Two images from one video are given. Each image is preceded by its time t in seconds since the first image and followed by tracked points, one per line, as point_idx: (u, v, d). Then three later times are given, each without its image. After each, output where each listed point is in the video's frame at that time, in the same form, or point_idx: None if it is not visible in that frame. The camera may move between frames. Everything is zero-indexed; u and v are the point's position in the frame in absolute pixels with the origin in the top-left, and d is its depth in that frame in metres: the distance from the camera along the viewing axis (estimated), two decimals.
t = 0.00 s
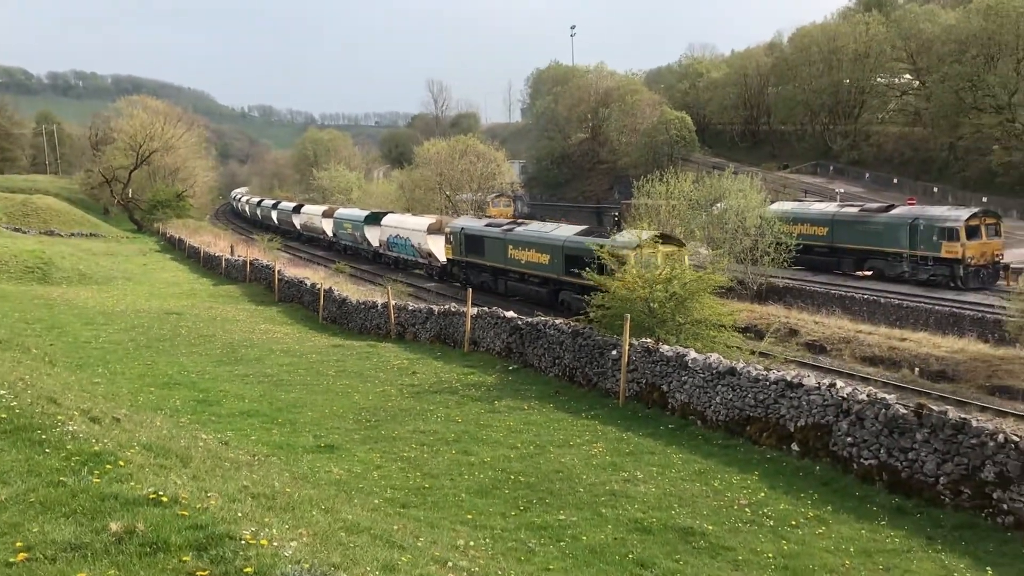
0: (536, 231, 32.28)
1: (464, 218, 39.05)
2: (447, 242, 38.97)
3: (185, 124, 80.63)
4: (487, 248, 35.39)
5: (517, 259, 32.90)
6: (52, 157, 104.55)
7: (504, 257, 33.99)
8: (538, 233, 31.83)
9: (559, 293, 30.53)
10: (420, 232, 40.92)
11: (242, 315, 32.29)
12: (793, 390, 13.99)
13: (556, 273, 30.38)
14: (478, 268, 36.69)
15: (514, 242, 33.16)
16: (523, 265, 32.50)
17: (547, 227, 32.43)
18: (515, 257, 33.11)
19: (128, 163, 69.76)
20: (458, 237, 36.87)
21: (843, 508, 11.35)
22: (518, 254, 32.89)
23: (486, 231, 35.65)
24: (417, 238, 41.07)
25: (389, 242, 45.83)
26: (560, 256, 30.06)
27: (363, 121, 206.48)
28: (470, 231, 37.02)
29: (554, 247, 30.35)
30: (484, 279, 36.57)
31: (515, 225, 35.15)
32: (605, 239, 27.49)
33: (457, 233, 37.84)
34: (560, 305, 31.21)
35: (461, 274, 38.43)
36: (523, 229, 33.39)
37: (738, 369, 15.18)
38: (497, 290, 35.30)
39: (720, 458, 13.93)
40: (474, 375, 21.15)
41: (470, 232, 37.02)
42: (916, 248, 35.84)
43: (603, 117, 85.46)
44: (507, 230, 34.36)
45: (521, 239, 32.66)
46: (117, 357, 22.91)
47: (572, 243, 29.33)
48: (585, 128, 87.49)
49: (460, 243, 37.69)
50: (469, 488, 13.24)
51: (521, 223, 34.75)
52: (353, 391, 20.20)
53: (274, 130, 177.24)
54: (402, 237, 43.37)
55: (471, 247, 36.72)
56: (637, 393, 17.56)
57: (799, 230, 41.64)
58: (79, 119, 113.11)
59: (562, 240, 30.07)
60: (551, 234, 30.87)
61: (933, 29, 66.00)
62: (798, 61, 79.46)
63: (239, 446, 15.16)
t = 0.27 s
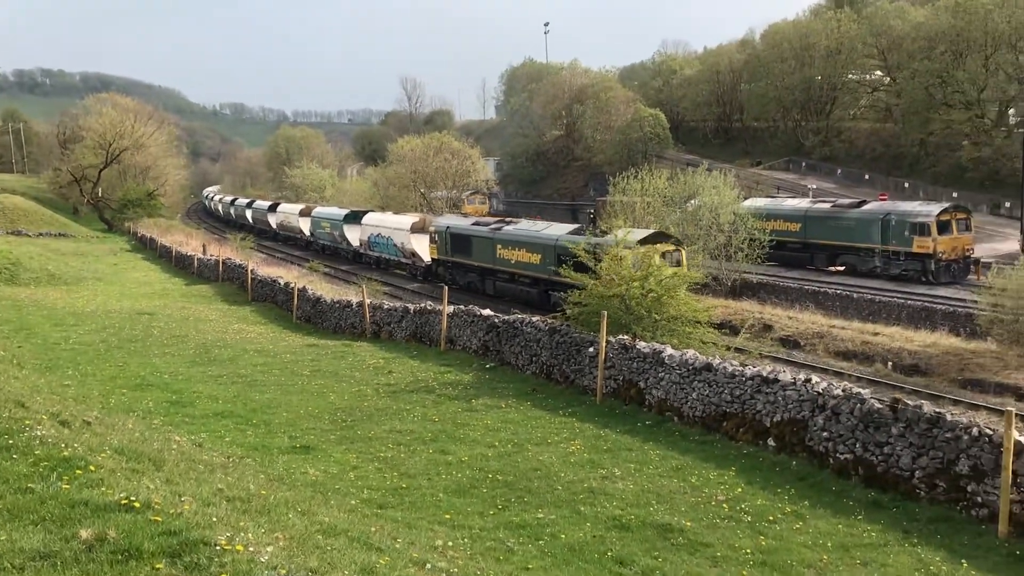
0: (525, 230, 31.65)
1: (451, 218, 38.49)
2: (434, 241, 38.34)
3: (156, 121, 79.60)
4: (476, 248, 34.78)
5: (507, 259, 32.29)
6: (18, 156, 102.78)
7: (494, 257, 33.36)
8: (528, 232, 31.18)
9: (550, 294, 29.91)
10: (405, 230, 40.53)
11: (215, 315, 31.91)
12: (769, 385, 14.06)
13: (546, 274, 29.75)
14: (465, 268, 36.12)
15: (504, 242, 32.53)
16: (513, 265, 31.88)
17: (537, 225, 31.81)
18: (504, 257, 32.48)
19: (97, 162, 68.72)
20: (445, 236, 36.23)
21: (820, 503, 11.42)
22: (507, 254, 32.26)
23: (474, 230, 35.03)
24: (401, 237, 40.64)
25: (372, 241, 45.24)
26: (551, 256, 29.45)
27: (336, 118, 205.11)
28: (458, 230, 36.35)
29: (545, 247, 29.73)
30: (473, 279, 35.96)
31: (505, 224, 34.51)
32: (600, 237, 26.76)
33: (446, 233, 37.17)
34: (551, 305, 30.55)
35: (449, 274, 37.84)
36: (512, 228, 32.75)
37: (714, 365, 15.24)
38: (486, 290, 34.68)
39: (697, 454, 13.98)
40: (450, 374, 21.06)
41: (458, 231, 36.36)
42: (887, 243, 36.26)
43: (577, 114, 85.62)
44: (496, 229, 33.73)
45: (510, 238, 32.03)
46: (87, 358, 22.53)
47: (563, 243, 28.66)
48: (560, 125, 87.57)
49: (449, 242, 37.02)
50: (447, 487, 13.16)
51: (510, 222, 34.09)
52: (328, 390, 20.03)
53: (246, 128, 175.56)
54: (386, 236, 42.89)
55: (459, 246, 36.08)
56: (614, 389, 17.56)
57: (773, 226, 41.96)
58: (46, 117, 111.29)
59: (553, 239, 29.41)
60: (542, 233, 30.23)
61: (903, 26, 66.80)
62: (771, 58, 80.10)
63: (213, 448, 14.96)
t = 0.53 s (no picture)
0: (519, 226, 30.32)
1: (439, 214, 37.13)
2: (423, 237, 36.99)
3: (129, 117, 78.56)
4: (466, 244, 33.39)
5: (499, 256, 30.95)
6: None
7: (485, 254, 32.00)
8: (523, 228, 29.82)
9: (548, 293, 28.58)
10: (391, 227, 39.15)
11: (191, 312, 31.56)
12: (748, 378, 14.10)
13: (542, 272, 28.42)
14: (455, 265, 34.91)
15: (496, 238, 31.17)
16: (506, 262, 30.55)
17: (530, 221, 30.46)
18: (496, 254, 31.12)
19: (71, 158, 67.74)
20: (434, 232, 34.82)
21: (800, 495, 11.48)
22: (500, 251, 30.90)
23: (464, 226, 33.69)
24: (388, 234, 39.32)
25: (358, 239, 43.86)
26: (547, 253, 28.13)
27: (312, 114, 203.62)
28: (448, 226, 34.96)
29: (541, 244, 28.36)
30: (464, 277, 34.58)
31: (497, 220, 33.12)
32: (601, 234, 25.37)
33: (435, 229, 35.78)
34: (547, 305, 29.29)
35: (437, 273, 36.54)
36: (504, 223, 31.40)
37: (694, 358, 15.27)
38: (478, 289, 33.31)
39: (678, 447, 14.00)
40: (430, 370, 20.96)
41: (448, 227, 34.99)
42: (864, 235, 36.56)
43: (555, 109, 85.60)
44: (488, 225, 32.37)
45: (503, 235, 30.68)
46: (62, 358, 22.18)
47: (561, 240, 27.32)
48: (538, 120, 87.48)
49: (438, 238, 35.59)
50: (427, 484, 13.08)
51: (502, 218, 32.69)
52: (307, 388, 19.86)
53: (221, 123, 173.84)
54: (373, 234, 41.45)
55: (449, 243, 34.73)
56: (594, 384, 17.55)
57: (750, 219, 42.13)
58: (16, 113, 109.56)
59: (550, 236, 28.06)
60: (537, 229, 28.88)
61: (877, 19, 67.34)
62: (747, 51, 80.48)
63: (191, 448, 14.77)
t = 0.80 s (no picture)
0: (519, 221, 29.14)
1: (435, 210, 36.17)
2: (419, 233, 35.83)
3: (109, 112, 77.70)
4: (465, 241, 32.21)
5: (500, 253, 29.79)
6: None
7: (485, 251, 30.84)
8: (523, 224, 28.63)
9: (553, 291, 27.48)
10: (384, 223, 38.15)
11: (173, 309, 31.22)
12: (733, 371, 14.05)
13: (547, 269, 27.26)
14: (452, 262, 33.78)
15: (496, 234, 30.00)
16: (507, 260, 29.41)
17: (530, 216, 29.29)
18: (496, 250, 29.95)
19: (50, 154, 66.94)
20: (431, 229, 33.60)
21: (785, 488, 11.45)
22: (501, 248, 29.73)
23: (461, 222, 32.59)
24: (380, 230, 38.32)
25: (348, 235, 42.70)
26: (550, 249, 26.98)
27: (296, 109, 202.44)
28: (445, 222, 33.71)
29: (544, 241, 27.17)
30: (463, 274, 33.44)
31: (495, 215, 31.93)
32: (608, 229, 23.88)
33: (431, 225, 34.61)
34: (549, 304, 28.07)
35: (433, 270, 35.45)
36: (503, 219, 30.27)
37: (678, 351, 15.20)
38: (479, 287, 32.15)
39: (663, 441, 13.93)
40: (414, 366, 20.81)
41: (445, 223, 33.80)
42: (847, 227, 36.69)
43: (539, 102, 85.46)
44: (487, 220, 31.19)
45: (503, 231, 29.49)
46: (41, 356, 21.85)
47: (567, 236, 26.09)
48: (522, 113, 87.28)
49: (435, 235, 34.40)
50: (411, 481, 12.94)
51: (500, 213, 31.46)
52: (290, 384, 19.66)
53: (203, 118, 172.43)
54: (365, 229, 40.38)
55: (445, 240, 33.58)
56: (579, 378, 17.47)
57: (734, 212, 42.16)
58: None
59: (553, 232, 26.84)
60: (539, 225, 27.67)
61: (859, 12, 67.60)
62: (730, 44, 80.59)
63: (171, 446, 14.55)
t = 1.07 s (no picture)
0: (524, 214, 27.75)
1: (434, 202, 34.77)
2: (418, 227, 34.49)
3: (93, 106, 76.97)
4: (466, 235, 30.81)
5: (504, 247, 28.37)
6: None
7: (488, 246, 29.44)
8: (529, 215, 27.20)
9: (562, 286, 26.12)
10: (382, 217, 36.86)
11: (159, 304, 30.96)
12: (721, 362, 14.00)
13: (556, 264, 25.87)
14: (453, 257, 32.36)
15: (500, 228, 28.61)
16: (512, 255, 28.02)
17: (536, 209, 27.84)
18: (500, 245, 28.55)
19: (34, 148, 66.33)
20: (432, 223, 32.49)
21: (773, 479, 11.42)
22: (505, 242, 28.33)
23: (461, 215, 31.22)
24: (377, 224, 37.01)
25: (344, 229, 41.36)
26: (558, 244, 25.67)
27: (282, 101, 201.23)
28: (446, 216, 32.31)
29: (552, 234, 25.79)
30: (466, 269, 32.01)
31: (499, 208, 30.50)
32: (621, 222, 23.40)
33: (432, 219, 33.20)
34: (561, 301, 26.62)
35: (433, 265, 34.04)
36: (507, 211, 28.85)
37: (666, 342, 15.14)
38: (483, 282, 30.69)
39: (651, 433, 13.87)
40: (402, 359, 20.69)
41: (445, 216, 32.38)
42: (834, 216, 36.76)
43: (526, 93, 85.20)
44: (489, 213, 29.72)
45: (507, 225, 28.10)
46: (25, 353, 21.61)
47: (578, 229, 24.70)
48: (509, 104, 87.03)
49: (435, 228, 32.99)
50: (398, 476, 12.84)
51: (504, 205, 30.04)
52: (277, 379, 19.51)
53: (188, 112, 171.10)
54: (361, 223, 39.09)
55: (446, 234, 32.21)
56: (567, 370, 17.40)
57: (722, 202, 42.14)
58: None
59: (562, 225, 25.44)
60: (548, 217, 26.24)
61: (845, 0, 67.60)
62: (717, 33, 80.49)
63: (156, 443, 14.39)
